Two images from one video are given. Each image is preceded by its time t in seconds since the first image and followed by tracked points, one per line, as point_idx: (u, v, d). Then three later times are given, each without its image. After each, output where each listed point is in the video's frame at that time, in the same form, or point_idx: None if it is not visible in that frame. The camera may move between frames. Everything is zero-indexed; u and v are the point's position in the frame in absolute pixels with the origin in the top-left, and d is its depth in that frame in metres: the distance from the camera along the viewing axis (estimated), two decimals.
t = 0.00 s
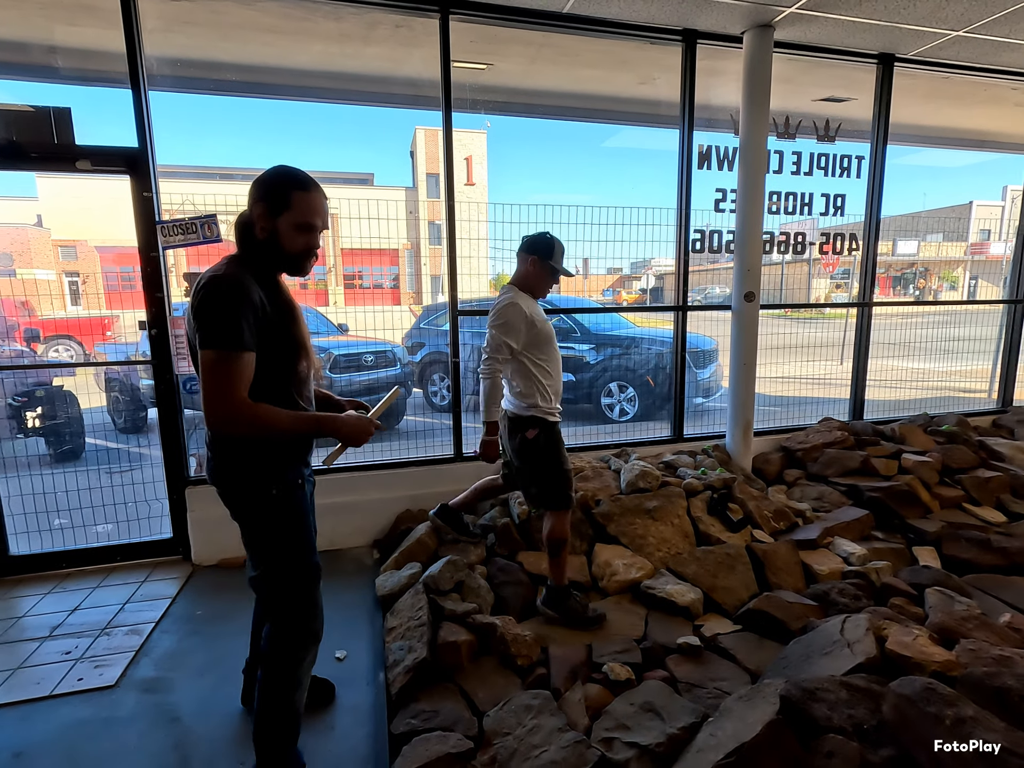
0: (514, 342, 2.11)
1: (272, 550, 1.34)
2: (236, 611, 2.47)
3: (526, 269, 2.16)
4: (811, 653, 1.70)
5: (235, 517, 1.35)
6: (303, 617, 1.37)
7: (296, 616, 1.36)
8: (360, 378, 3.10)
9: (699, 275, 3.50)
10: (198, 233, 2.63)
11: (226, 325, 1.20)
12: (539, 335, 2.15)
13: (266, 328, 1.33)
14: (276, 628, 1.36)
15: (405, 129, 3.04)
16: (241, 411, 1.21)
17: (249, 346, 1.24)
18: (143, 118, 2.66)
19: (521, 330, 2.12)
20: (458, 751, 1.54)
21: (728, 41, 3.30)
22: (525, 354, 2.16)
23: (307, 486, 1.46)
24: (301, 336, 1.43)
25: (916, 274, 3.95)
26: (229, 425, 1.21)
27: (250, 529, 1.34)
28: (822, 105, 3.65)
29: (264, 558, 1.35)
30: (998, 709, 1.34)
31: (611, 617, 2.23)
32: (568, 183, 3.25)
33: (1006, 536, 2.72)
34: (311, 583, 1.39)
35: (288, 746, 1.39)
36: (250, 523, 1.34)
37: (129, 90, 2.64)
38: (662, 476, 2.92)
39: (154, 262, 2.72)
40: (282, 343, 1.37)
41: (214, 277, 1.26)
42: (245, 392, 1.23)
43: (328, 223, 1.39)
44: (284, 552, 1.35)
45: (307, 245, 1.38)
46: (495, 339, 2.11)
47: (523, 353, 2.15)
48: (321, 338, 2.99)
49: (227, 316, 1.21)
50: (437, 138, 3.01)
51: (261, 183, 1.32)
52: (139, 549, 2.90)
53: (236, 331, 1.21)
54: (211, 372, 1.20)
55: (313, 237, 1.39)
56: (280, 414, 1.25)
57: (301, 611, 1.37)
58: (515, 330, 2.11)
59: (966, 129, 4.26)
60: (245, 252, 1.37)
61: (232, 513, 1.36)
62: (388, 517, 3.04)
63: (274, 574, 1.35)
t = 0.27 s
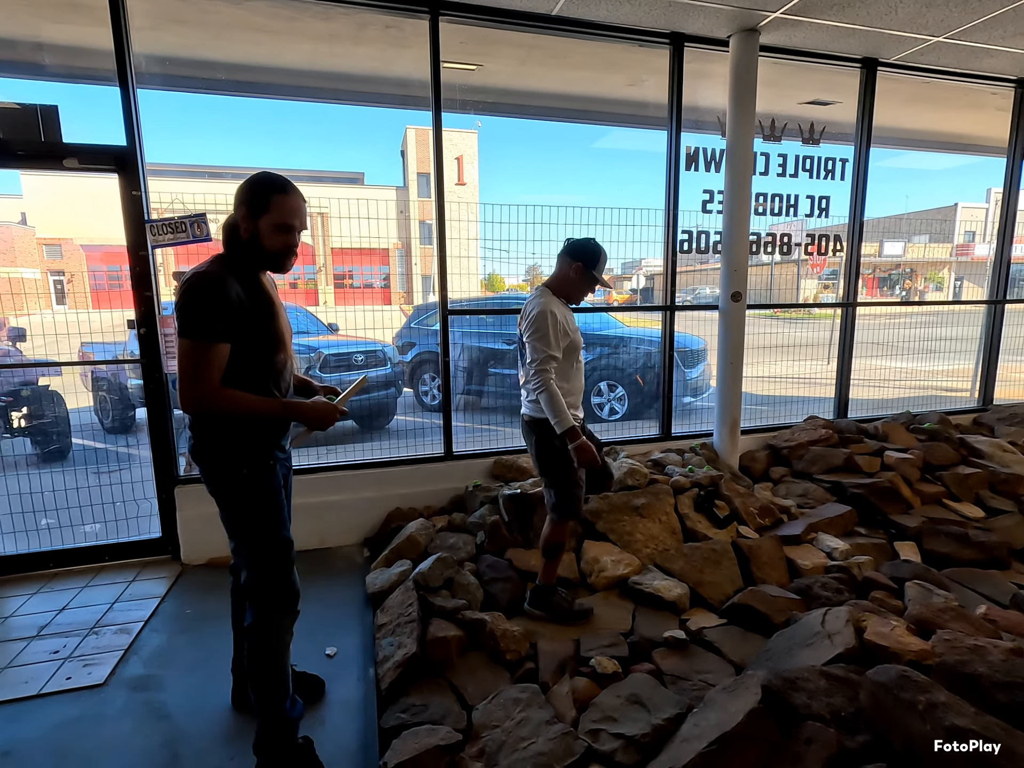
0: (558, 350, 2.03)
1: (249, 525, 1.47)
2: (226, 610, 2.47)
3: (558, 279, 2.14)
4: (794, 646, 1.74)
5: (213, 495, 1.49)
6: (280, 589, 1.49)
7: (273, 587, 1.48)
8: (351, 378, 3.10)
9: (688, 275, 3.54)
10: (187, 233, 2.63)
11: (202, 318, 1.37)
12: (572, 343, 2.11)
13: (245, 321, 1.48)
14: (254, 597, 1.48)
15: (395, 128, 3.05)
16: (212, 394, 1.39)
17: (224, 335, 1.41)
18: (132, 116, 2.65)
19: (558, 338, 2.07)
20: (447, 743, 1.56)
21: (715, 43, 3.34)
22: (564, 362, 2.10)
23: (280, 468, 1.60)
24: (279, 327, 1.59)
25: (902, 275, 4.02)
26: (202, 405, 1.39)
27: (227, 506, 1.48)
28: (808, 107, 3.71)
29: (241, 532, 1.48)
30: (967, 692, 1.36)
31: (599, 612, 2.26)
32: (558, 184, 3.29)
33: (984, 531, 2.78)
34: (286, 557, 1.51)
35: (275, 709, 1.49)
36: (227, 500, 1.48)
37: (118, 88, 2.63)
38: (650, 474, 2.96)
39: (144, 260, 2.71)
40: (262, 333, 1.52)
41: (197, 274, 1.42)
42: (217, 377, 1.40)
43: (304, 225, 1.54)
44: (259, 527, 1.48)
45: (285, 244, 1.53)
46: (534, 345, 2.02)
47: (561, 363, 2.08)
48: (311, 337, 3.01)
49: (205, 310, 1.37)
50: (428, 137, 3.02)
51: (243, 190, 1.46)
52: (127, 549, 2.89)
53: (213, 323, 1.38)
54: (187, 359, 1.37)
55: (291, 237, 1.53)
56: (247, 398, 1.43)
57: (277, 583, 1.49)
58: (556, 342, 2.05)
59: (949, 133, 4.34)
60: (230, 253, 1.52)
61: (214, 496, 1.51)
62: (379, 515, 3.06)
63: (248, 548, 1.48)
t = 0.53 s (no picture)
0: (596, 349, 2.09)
1: (225, 518, 1.57)
2: (213, 610, 2.47)
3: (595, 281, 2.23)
4: (774, 638, 1.79)
5: (190, 487, 1.56)
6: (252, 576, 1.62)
7: (246, 575, 1.62)
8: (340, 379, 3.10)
9: (675, 276, 3.59)
10: (174, 233, 2.61)
11: (177, 313, 1.40)
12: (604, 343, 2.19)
13: (221, 318, 1.51)
14: (229, 583, 1.62)
15: (383, 129, 3.07)
16: (185, 388, 1.42)
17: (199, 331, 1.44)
18: (117, 115, 2.63)
19: (599, 340, 2.15)
20: (435, 737, 1.58)
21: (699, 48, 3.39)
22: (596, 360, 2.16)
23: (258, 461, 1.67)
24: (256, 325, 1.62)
25: (887, 276, 4.11)
26: (175, 398, 1.42)
27: (204, 498, 1.56)
28: (791, 112, 3.77)
29: (217, 523, 1.57)
30: (936, 680, 1.39)
31: (584, 608, 2.29)
32: (546, 186, 3.32)
33: (960, 527, 2.85)
34: (259, 548, 1.63)
35: (250, 682, 1.67)
36: (205, 492, 1.55)
37: (103, 87, 2.61)
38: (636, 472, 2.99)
39: (129, 260, 2.70)
40: (237, 331, 1.55)
41: (173, 273, 1.45)
42: (191, 372, 1.43)
43: (278, 225, 1.58)
44: (235, 520, 1.58)
45: (261, 244, 1.57)
46: (578, 343, 2.07)
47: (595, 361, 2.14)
48: (299, 338, 3.01)
49: (181, 306, 1.41)
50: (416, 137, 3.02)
51: (220, 192, 1.51)
52: (113, 550, 2.88)
53: (186, 317, 1.41)
54: (161, 354, 1.40)
55: (266, 237, 1.57)
56: (220, 393, 1.46)
57: (250, 571, 1.62)
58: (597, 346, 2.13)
59: (928, 137, 4.43)
60: (207, 253, 1.55)
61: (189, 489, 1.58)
62: (367, 515, 3.06)
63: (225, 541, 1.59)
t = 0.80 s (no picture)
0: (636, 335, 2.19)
1: (214, 518, 1.58)
2: (203, 612, 2.47)
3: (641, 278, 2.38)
4: (760, 635, 1.82)
5: (180, 486, 1.56)
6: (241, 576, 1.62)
7: (234, 575, 1.62)
8: (331, 379, 3.11)
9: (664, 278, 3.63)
10: (164, 234, 2.60)
11: (160, 315, 1.41)
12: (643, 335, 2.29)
13: (206, 321, 1.51)
14: (218, 583, 1.62)
15: (374, 130, 3.08)
16: (169, 390, 1.42)
17: (182, 333, 1.45)
18: (105, 114, 2.63)
19: (638, 331, 2.24)
20: (426, 735, 1.59)
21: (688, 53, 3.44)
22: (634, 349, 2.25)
23: (248, 460, 1.67)
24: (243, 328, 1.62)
25: (874, 278, 4.18)
26: (160, 400, 1.43)
27: (194, 498, 1.56)
28: (778, 116, 3.82)
29: (206, 523, 1.58)
30: (916, 674, 1.43)
31: (575, 607, 2.32)
32: (536, 188, 3.34)
33: (942, 525, 2.91)
34: (248, 548, 1.63)
35: (240, 680, 1.69)
36: (194, 492, 1.56)
37: (91, 86, 2.60)
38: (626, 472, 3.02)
39: (118, 262, 2.70)
40: (223, 333, 1.55)
41: (157, 276, 1.46)
42: (176, 373, 1.44)
43: (263, 228, 1.59)
44: (225, 520, 1.58)
45: (246, 247, 1.57)
46: (618, 329, 2.16)
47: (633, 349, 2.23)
48: (289, 338, 3.02)
49: (164, 309, 1.42)
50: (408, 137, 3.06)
51: (204, 196, 1.52)
52: (102, 553, 2.86)
53: (168, 320, 1.42)
54: (145, 356, 1.41)
55: (251, 240, 1.58)
56: (204, 395, 1.47)
57: (239, 571, 1.62)
58: (637, 336, 2.22)
59: (911, 142, 4.51)
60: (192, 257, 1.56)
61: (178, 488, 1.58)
62: (358, 516, 3.07)
63: (213, 542, 1.59)
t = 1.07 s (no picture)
0: (666, 315, 2.31)
1: (206, 518, 1.59)
2: (192, 613, 2.47)
3: (667, 261, 2.48)
4: (743, 630, 1.88)
5: (173, 486, 1.58)
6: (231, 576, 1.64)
7: (225, 575, 1.64)
8: (321, 380, 3.12)
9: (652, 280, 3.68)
10: (152, 236, 2.61)
11: (150, 318, 1.42)
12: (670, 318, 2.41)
13: (196, 322, 1.53)
14: (209, 583, 1.63)
15: (363, 132, 3.09)
16: (159, 391, 1.44)
17: (172, 334, 1.46)
18: (93, 115, 2.62)
19: (666, 311, 2.36)
20: (415, 731, 1.62)
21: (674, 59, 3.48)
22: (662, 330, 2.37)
23: (242, 461, 1.69)
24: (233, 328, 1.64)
25: (860, 279, 4.26)
26: (150, 401, 1.44)
27: (186, 499, 1.57)
28: (762, 121, 3.89)
29: (198, 524, 1.59)
30: (890, 665, 1.48)
31: (563, 605, 2.35)
32: (524, 190, 3.38)
33: (922, 522, 2.97)
34: (239, 548, 1.65)
35: (231, 680, 1.70)
36: (186, 492, 1.57)
37: (78, 87, 2.60)
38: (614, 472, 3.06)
39: (106, 263, 2.69)
40: (213, 334, 1.56)
41: (147, 279, 1.47)
42: (166, 375, 1.45)
43: (250, 230, 1.61)
44: (217, 521, 1.60)
45: (234, 249, 1.59)
46: (645, 309, 2.28)
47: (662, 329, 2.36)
48: (278, 339, 3.03)
49: (155, 310, 1.43)
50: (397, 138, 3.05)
51: (191, 199, 1.54)
52: (89, 556, 2.85)
53: (160, 322, 1.43)
54: (135, 358, 1.42)
55: (238, 241, 1.60)
56: (195, 396, 1.48)
57: (230, 572, 1.64)
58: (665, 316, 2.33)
59: (893, 147, 4.60)
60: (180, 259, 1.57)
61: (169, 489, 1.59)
62: (348, 517, 3.08)
63: (204, 541, 1.60)
